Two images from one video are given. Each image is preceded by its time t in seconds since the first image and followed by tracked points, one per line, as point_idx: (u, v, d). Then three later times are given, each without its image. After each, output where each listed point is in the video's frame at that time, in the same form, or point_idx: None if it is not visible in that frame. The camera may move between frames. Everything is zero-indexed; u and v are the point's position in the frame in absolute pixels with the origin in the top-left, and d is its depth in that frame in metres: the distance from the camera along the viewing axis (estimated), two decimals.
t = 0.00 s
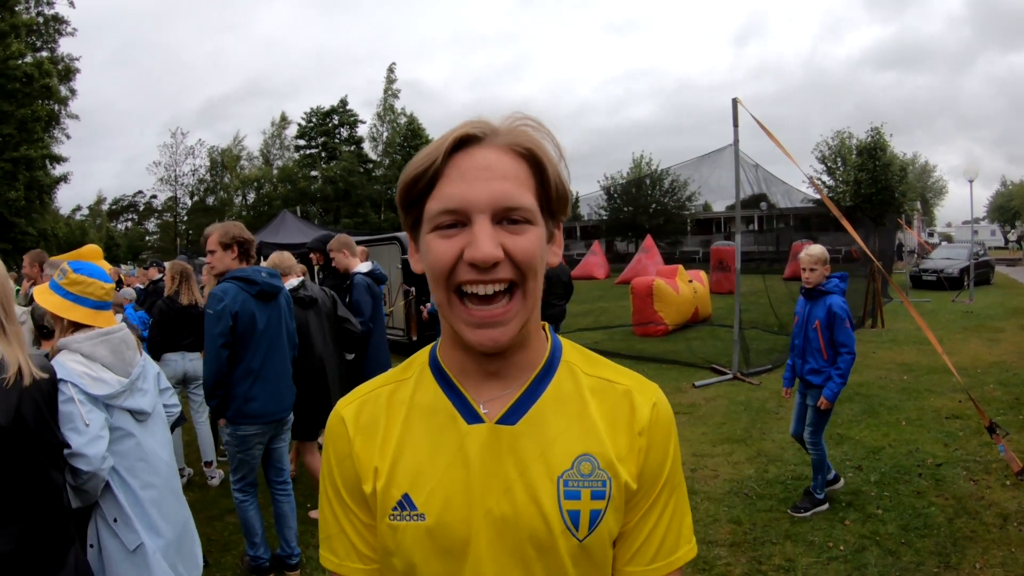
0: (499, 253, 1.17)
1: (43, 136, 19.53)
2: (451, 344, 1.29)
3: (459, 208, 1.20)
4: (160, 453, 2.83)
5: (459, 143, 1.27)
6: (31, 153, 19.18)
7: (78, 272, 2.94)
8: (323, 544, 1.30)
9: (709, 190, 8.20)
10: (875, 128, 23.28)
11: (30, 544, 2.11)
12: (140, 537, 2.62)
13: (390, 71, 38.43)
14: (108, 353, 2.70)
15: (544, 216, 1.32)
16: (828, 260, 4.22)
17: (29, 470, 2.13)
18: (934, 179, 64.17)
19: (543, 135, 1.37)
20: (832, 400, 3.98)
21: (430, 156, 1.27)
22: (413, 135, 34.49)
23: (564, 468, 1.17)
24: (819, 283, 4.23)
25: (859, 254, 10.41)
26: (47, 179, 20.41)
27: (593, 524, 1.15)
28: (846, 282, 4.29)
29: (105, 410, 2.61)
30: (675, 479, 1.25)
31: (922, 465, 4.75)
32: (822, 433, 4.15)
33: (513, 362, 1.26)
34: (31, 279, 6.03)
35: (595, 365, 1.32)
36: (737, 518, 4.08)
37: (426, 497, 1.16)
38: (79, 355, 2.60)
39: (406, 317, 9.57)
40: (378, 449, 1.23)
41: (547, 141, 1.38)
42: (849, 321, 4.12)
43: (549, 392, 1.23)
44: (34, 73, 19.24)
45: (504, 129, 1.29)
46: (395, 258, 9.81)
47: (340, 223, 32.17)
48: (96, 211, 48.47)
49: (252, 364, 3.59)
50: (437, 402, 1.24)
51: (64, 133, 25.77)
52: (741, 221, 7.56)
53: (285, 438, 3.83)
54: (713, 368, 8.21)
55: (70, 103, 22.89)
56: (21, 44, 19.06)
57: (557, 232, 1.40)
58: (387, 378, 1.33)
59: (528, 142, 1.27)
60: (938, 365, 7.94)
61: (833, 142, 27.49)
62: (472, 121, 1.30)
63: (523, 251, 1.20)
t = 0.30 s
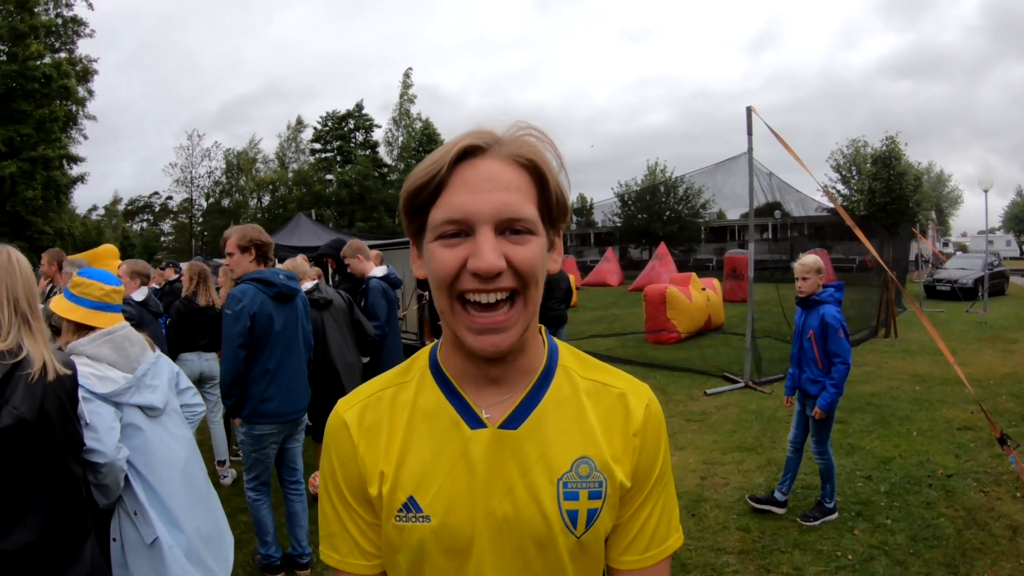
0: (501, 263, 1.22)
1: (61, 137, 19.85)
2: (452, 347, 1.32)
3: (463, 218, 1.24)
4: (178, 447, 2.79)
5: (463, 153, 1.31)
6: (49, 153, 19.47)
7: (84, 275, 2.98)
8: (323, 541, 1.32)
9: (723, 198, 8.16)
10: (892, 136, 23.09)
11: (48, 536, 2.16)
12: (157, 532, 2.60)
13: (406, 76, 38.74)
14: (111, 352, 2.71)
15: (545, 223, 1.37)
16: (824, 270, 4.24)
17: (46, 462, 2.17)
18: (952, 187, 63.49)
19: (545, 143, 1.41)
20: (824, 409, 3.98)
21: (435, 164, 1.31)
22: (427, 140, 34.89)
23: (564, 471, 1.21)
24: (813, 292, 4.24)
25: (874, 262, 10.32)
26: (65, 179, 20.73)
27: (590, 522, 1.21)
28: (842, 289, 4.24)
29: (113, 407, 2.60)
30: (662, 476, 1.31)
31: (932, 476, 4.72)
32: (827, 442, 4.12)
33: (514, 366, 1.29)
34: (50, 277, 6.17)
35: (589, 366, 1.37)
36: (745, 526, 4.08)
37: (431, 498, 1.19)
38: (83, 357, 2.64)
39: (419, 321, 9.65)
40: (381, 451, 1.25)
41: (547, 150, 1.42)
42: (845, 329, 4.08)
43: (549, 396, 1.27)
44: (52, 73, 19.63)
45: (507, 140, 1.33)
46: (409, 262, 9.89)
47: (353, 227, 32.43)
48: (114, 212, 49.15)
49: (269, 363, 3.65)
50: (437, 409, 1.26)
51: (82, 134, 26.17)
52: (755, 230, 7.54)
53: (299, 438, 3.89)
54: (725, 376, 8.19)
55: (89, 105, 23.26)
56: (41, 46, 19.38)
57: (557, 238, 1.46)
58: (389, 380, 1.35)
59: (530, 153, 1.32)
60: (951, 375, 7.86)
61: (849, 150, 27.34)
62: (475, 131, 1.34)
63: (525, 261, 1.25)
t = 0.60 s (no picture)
0: (556, 271, 1.20)
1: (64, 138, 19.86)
2: (499, 367, 1.29)
3: (511, 221, 1.24)
4: (148, 468, 2.71)
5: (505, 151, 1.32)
6: (49, 154, 19.45)
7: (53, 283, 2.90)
8: None
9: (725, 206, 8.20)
10: (894, 143, 23.07)
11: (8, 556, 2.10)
12: (118, 558, 2.54)
13: (408, 81, 38.82)
14: (75, 367, 2.66)
15: (602, 226, 1.37)
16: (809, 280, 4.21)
17: (2, 480, 2.10)
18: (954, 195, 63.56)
19: (596, 139, 1.42)
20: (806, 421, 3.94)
21: (476, 164, 1.30)
22: (428, 144, 34.95)
23: (624, 520, 1.21)
24: (798, 302, 4.23)
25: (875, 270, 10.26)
26: (65, 179, 20.67)
27: (651, 572, 1.21)
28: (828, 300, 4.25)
29: (77, 428, 2.54)
30: (726, 523, 1.32)
31: (940, 490, 4.67)
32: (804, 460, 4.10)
33: (569, 394, 1.28)
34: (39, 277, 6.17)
35: (648, 397, 1.38)
36: (751, 543, 4.03)
37: (470, 549, 1.18)
38: (47, 374, 2.61)
39: (418, 327, 9.61)
40: (411, 495, 1.24)
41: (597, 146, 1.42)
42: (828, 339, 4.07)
43: (606, 436, 1.27)
44: (53, 74, 19.64)
45: (556, 137, 1.34)
46: (408, 268, 9.84)
47: (353, 230, 32.41)
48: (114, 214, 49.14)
49: (257, 372, 3.62)
50: (485, 447, 1.25)
51: (83, 135, 26.15)
52: (757, 237, 7.47)
53: (289, 451, 3.86)
54: (727, 387, 8.13)
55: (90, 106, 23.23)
56: (43, 47, 19.34)
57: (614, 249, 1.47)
58: (419, 412, 1.34)
59: (582, 148, 1.32)
60: (955, 386, 7.82)
61: (851, 156, 27.38)
62: (521, 127, 1.34)
63: (581, 267, 1.24)
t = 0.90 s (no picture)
0: (570, 250, 1.04)
1: (9, 137, 18.94)
2: (511, 367, 1.15)
3: (516, 184, 1.09)
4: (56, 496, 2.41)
5: (519, 100, 1.17)
6: None
7: None
8: None
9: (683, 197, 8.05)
10: (849, 136, 23.66)
11: None
12: None
13: (365, 75, 38.17)
14: None
15: (644, 197, 1.21)
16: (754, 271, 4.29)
17: None
18: (903, 188, 65.95)
19: (636, 85, 1.25)
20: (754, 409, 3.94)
21: (482, 114, 1.18)
22: (387, 139, 34.46)
23: (669, 555, 1.05)
24: (742, 292, 4.28)
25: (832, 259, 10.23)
26: (10, 180, 19.67)
27: None
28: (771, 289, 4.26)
29: None
30: (783, 553, 1.17)
31: (909, 480, 4.70)
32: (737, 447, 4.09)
33: (597, 403, 1.14)
34: None
35: (693, 406, 1.25)
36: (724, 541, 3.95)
37: None
38: None
39: (373, 326, 9.34)
40: (407, 529, 1.07)
41: (638, 92, 1.26)
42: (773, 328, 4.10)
43: (644, 456, 1.12)
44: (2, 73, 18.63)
45: (583, 85, 1.19)
46: (362, 265, 9.56)
47: (311, 228, 31.72)
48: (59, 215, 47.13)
49: (193, 378, 3.37)
50: (502, 469, 1.09)
51: (30, 134, 24.99)
52: (715, 229, 7.43)
53: (233, 461, 3.61)
54: (688, 377, 7.96)
55: (38, 103, 22.11)
56: None
57: (662, 230, 1.31)
58: (418, 426, 1.19)
59: (614, 95, 1.17)
60: (917, 374, 7.97)
61: (806, 150, 28.04)
62: (544, 68, 1.19)
63: (604, 246, 1.06)
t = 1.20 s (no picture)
0: (585, 239, 1.01)
1: None
2: (518, 356, 1.12)
3: (529, 175, 1.06)
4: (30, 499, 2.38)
5: (527, 92, 1.13)
6: None
7: None
8: None
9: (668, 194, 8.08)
10: (835, 133, 23.83)
11: None
12: None
13: (352, 72, 38.01)
14: None
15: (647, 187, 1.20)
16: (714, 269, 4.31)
17: None
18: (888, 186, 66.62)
19: (637, 76, 1.23)
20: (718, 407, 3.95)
21: (490, 105, 1.13)
22: (374, 137, 34.33)
23: (670, 539, 1.02)
24: (704, 291, 4.30)
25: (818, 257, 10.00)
26: None
27: None
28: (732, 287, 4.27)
29: None
30: (788, 542, 1.12)
31: (895, 474, 4.72)
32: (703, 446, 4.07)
33: (603, 389, 1.12)
34: None
35: (696, 390, 1.21)
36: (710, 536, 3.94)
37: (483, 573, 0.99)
38: None
39: (360, 324, 9.29)
40: (410, 510, 1.05)
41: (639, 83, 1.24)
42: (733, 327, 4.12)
43: (646, 439, 1.09)
44: None
45: (589, 77, 1.16)
46: (348, 262, 9.50)
47: (298, 226, 31.55)
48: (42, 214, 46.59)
49: (176, 375, 3.31)
50: (507, 449, 1.07)
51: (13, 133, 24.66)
52: (701, 225, 7.44)
53: (217, 458, 3.55)
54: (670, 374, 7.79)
55: (21, 101, 21.83)
56: None
57: (660, 218, 1.28)
58: (427, 408, 1.18)
59: (620, 87, 1.15)
60: (903, 369, 8.02)
61: (792, 147, 28.25)
62: (550, 61, 1.16)
63: (617, 236, 1.05)
